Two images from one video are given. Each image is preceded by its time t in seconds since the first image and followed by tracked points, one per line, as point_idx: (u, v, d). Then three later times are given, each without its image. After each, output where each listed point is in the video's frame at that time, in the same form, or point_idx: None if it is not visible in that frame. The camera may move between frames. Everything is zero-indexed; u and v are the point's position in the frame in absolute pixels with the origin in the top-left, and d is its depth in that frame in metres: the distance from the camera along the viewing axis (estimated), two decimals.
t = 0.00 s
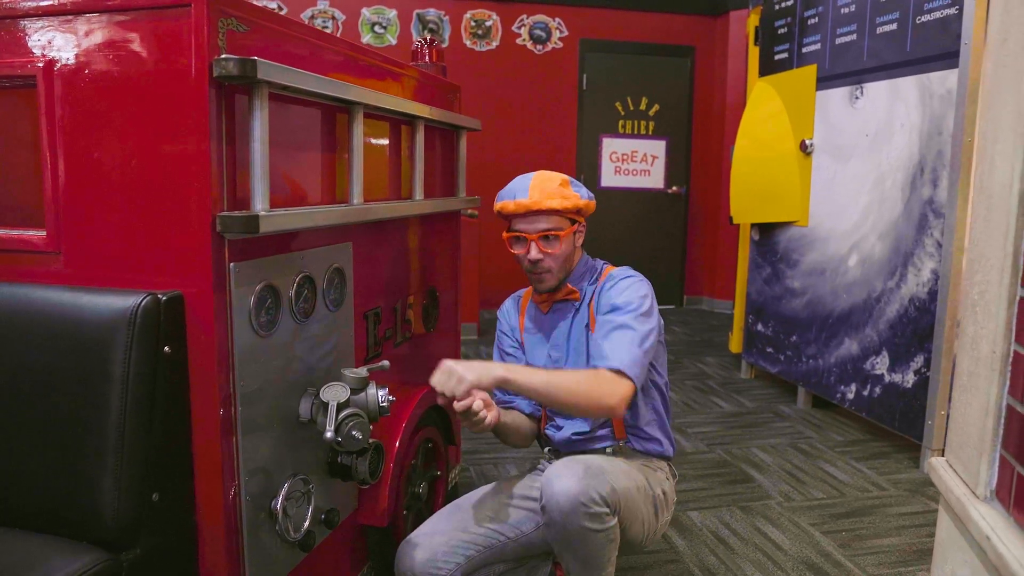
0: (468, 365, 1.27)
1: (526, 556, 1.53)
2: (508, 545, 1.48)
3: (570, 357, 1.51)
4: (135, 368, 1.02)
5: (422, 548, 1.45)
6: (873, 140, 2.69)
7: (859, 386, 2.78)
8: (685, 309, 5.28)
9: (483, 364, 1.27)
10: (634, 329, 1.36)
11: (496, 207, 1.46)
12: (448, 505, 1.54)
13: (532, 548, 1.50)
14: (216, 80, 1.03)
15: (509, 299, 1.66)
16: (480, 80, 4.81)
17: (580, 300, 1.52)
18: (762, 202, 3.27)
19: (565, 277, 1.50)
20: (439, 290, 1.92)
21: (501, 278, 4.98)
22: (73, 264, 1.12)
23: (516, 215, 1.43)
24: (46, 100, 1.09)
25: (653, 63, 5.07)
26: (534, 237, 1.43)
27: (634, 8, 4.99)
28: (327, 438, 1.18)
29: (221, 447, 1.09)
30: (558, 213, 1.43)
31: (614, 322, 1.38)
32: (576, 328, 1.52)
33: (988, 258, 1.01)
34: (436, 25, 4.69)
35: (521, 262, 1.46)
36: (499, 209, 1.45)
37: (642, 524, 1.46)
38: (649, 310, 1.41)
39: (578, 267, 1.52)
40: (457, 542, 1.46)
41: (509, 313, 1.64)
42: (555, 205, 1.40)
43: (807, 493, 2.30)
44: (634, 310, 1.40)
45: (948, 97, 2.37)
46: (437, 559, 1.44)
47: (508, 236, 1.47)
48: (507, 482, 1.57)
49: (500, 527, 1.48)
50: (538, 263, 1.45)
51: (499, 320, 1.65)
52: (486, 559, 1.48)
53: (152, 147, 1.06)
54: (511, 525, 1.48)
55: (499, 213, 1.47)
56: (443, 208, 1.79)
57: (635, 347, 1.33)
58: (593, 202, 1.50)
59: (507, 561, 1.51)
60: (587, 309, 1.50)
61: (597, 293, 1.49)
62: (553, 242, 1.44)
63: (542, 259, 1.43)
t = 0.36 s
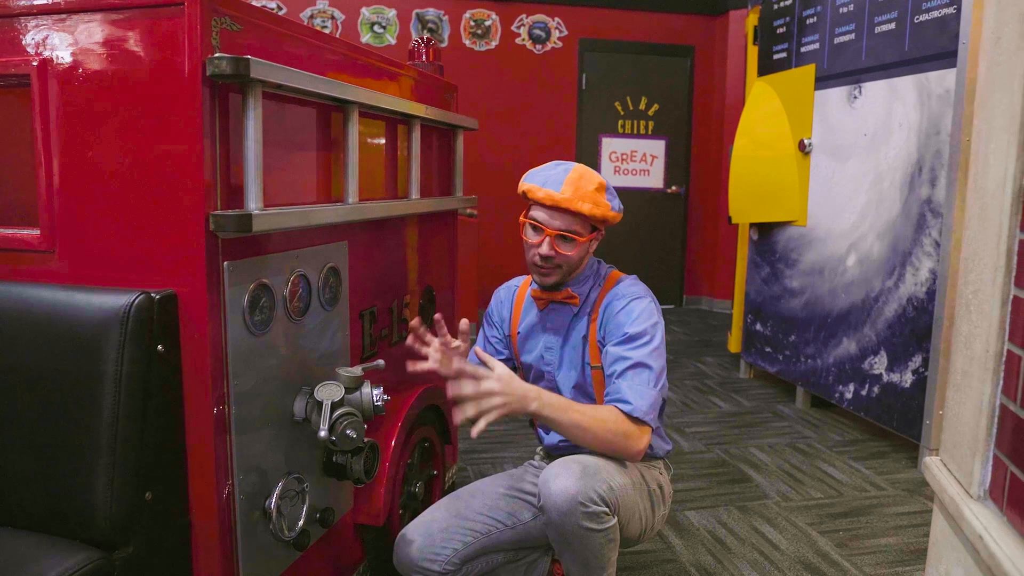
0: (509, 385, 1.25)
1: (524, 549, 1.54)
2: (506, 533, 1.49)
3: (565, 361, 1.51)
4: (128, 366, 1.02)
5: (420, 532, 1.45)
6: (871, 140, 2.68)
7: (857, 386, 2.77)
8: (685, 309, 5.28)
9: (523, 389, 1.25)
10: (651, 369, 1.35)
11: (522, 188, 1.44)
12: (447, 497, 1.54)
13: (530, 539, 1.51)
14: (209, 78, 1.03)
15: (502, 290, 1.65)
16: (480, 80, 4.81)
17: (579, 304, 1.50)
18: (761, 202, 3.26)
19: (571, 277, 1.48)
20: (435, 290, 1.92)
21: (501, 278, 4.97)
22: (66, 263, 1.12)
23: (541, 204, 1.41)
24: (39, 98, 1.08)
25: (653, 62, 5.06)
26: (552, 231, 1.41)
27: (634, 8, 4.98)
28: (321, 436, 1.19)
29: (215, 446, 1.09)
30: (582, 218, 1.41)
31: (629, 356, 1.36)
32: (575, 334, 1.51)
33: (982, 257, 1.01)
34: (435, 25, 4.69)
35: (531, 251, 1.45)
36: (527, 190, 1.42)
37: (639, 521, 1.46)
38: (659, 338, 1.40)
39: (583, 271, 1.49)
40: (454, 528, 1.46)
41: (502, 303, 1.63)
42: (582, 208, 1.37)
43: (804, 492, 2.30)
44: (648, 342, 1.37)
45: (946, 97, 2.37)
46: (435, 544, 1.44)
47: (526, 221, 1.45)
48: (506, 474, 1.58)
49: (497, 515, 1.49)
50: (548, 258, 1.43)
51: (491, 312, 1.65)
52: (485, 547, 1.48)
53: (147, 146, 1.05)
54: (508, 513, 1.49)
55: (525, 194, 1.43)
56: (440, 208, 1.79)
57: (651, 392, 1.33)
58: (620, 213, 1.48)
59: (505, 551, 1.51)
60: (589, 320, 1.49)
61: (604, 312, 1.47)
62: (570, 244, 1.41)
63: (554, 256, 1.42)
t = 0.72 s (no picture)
0: (528, 358, 1.26)
1: (525, 542, 1.54)
2: (507, 523, 1.49)
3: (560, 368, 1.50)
4: (118, 363, 1.02)
5: (420, 522, 1.45)
6: (870, 138, 2.68)
7: (856, 385, 2.77)
8: (684, 308, 5.27)
9: (539, 364, 1.26)
10: (660, 364, 1.35)
11: (531, 198, 1.37)
12: (449, 487, 1.54)
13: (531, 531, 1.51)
14: (199, 74, 1.02)
15: (494, 288, 1.62)
16: (479, 79, 4.80)
17: (575, 310, 1.49)
18: (759, 200, 3.25)
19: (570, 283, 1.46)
20: (432, 288, 1.91)
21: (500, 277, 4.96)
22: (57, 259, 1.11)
23: (555, 217, 1.35)
24: (30, 93, 1.08)
25: (652, 61, 5.06)
26: (565, 244, 1.36)
27: (633, 7, 4.98)
28: (312, 433, 1.18)
29: (206, 444, 1.09)
30: (594, 230, 1.38)
31: (637, 354, 1.36)
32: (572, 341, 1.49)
33: (977, 253, 1.00)
34: (434, 24, 4.68)
35: (539, 262, 1.40)
36: (538, 201, 1.36)
37: (638, 514, 1.45)
38: (663, 336, 1.40)
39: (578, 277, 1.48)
40: (455, 518, 1.46)
41: (495, 302, 1.60)
42: (600, 225, 1.34)
43: (801, 491, 2.29)
44: (653, 340, 1.38)
45: (945, 95, 2.36)
46: (436, 532, 1.44)
47: (533, 229, 1.39)
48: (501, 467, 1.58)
49: (499, 506, 1.49)
50: (556, 269, 1.39)
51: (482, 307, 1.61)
52: (485, 538, 1.48)
53: (137, 141, 1.05)
54: (510, 504, 1.49)
55: (533, 203, 1.38)
56: (435, 206, 1.78)
57: (664, 385, 1.33)
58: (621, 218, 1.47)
59: (505, 543, 1.52)
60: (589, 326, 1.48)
61: (605, 313, 1.46)
62: (581, 256, 1.38)
63: (564, 269, 1.38)
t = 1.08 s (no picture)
0: (513, 352, 1.26)
1: (512, 536, 1.55)
2: (491, 520, 1.50)
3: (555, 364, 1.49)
4: (110, 352, 1.01)
5: (404, 522, 1.45)
6: (869, 134, 2.68)
7: (855, 381, 2.76)
8: (684, 306, 5.26)
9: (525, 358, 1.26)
10: (650, 366, 1.34)
11: (519, 173, 1.41)
12: (432, 485, 1.55)
13: (517, 526, 1.52)
14: (192, 61, 1.02)
15: (489, 279, 1.61)
16: (478, 76, 4.80)
17: (569, 305, 1.48)
18: (758, 197, 3.24)
19: (566, 269, 1.45)
20: (429, 282, 1.90)
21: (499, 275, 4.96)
22: (49, 248, 1.10)
23: (541, 186, 1.38)
24: (21, 81, 1.07)
25: (652, 59, 5.05)
26: (553, 215, 1.38)
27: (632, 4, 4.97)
28: (307, 424, 1.18)
29: (199, 434, 1.08)
30: (583, 198, 1.39)
31: (630, 353, 1.35)
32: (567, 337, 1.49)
33: (974, 241, 1.00)
34: (433, 21, 4.67)
35: (529, 239, 1.41)
36: (524, 175, 1.39)
37: (632, 505, 1.46)
38: (658, 340, 1.39)
39: (575, 271, 1.46)
40: (439, 515, 1.47)
41: (490, 294, 1.60)
42: (584, 188, 1.35)
43: (800, 487, 2.28)
44: (648, 342, 1.36)
45: (944, 90, 2.36)
46: (420, 532, 1.45)
47: (523, 206, 1.42)
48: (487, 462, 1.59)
49: (482, 501, 1.49)
50: (548, 244, 1.40)
51: (477, 299, 1.61)
52: (470, 535, 1.49)
53: (129, 130, 1.04)
54: (493, 500, 1.50)
55: (522, 179, 1.41)
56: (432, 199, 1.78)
57: (653, 388, 1.32)
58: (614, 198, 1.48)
59: (492, 538, 1.53)
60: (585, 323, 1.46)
61: (600, 313, 1.44)
62: (571, 228, 1.39)
63: (555, 242, 1.39)
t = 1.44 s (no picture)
0: (496, 369, 1.25)
1: (509, 529, 1.55)
2: (489, 513, 1.50)
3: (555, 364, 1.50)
4: (109, 345, 1.01)
5: (403, 512, 1.45)
6: (870, 132, 2.67)
7: (856, 380, 2.75)
8: (684, 306, 5.26)
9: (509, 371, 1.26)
10: (649, 353, 1.34)
11: (498, 177, 1.41)
12: (432, 477, 1.55)
13: (514, 520, 1.52)
14: (192, 54, 1.01)
15: (478, 282, 1.57)
16: (478, 76, 4.79)
17: (562, 304, 1.47)
18: (759, 196, 3.23)
19: (553, 272, 1.44)
20: (429, 279, 1.90)
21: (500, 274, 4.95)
22: (49, 242, 1.10)
23: (520, 189, 1.38)
24: (22, 75, 1.07)
25: (652, 59, 5.05)
26: (535, 217, 1.38)
27: (633, 4, 4.97)
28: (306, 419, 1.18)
29: (198, 428, 1.08)
30: (565, 197, 1.39)
31: (626, 343, 1.35)
32: (564, 336, 1.48)
33: (976, 236, 0.99)
34: (434, 20, 4.67)
35: (513, 245, 1.40)
36: (503, 180, 1.39)
37: (634, 497, 1.47)
38: (653, 327, 1.39)
39: (564, 270, 1.46)
40: (436, 507, 1.47)
41: (481, 296, 1.57)
42: (565, 187, 1.36)
43: (801, 486, 2.28)
44: (644, 331, 1.36)
45: (945, 87, 2.35)
46: (418, 522, 1.45)
47: (504, 212, 1.41)
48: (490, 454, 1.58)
49: (481, 494, 1.49)
50: (533, 248, 1.39)
51: (469, 302, 1.59)
52: (467, 527, 1.49)
53: (127, 122, 1.04)
54: (492, 493, 1.50)
55: (501, 184, 1.41)
56: (432, 196, 1.78)
57: (653, 375, 1.32)
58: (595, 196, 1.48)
59: (489, 531, 1.52)
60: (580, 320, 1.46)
61: (595, 307, 1.44)
62: (555, 228, 1.39)
63: (540, 245, 1.38)
